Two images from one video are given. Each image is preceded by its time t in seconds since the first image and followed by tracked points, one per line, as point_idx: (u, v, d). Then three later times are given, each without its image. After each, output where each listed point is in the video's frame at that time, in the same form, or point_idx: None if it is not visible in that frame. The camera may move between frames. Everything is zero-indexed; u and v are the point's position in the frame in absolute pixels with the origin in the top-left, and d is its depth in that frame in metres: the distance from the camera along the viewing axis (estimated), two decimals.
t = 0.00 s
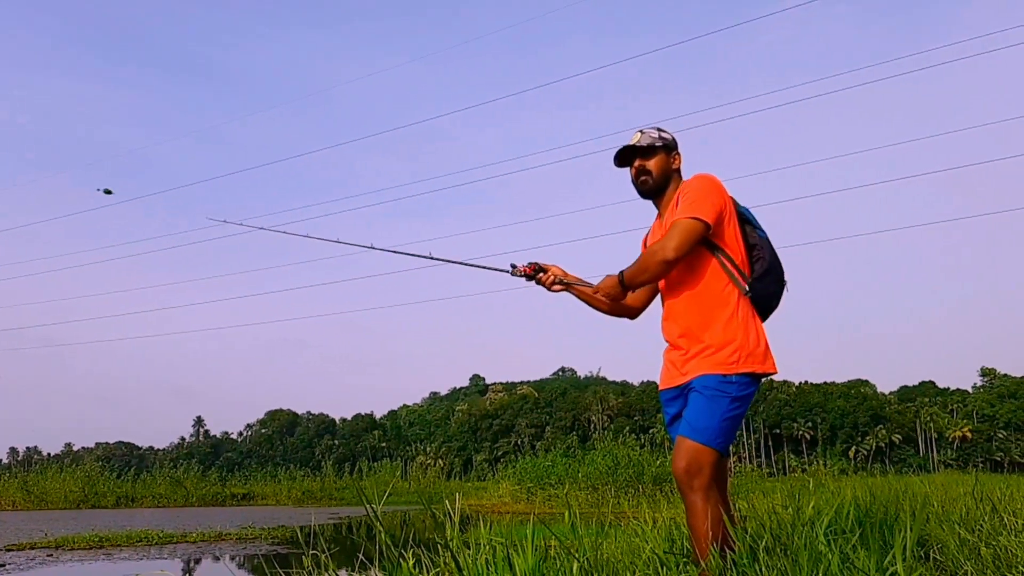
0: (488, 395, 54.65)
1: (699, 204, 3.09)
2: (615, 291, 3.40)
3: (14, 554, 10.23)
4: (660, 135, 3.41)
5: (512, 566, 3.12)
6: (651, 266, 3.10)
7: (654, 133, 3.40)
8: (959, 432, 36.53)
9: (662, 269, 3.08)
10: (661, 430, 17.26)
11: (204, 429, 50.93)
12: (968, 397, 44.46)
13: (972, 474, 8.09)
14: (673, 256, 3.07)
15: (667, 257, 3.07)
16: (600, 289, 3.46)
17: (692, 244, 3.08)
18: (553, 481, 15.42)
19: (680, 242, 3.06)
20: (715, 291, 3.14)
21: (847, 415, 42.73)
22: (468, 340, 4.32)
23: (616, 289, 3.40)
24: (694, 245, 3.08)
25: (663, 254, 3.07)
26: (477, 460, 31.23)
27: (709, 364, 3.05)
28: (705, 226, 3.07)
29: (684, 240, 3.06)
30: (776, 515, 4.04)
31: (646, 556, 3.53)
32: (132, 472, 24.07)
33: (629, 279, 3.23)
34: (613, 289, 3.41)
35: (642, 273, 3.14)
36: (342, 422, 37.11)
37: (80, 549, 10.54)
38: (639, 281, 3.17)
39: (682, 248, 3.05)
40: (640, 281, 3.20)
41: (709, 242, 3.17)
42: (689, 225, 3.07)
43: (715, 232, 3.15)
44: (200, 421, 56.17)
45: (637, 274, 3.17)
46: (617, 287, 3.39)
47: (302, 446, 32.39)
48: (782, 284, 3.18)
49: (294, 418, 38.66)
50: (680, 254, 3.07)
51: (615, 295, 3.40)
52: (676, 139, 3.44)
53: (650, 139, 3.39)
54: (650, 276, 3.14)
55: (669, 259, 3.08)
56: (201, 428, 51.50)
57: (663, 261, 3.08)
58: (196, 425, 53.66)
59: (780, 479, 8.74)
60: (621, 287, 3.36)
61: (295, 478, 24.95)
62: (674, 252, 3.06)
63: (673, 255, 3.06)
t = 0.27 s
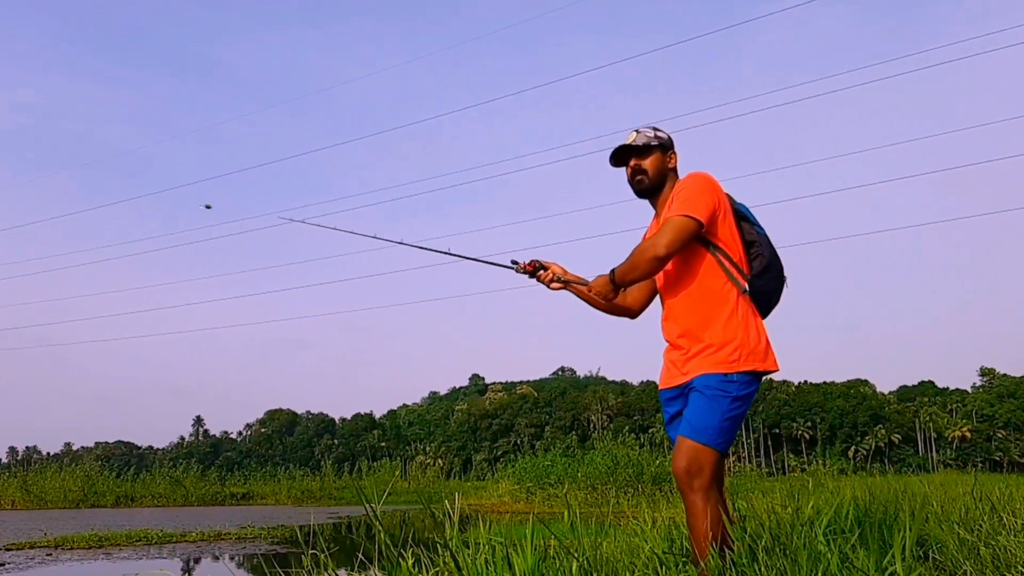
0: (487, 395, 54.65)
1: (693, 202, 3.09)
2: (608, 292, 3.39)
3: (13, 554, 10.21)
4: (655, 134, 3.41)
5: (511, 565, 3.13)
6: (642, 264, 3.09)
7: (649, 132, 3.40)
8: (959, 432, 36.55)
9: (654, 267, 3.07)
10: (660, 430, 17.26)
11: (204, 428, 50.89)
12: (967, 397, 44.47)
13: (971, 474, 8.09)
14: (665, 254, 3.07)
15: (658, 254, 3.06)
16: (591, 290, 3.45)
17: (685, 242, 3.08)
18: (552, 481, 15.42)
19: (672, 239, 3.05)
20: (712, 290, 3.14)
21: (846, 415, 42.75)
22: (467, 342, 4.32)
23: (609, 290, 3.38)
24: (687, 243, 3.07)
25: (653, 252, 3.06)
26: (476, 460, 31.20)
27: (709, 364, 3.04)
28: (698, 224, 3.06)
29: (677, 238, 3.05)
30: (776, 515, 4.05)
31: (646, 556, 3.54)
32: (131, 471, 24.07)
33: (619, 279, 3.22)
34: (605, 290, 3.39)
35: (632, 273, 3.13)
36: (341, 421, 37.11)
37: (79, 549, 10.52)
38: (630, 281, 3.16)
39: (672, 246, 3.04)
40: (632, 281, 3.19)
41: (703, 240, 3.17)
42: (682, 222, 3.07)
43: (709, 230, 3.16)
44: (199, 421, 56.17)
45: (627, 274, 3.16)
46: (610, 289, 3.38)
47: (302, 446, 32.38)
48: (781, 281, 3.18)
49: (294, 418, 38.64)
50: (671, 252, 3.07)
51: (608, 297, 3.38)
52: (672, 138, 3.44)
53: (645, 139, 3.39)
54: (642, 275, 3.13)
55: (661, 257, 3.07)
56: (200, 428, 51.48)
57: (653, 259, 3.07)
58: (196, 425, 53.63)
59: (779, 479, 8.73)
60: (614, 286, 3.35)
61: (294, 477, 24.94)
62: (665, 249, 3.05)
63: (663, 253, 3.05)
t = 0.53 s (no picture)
0: (486, 396, 54.67)
1: (686, 200, 3.09)
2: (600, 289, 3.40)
3: (11, 554, 10.21)
4: (651, 134, 3.41)
5: (510, 565, 3.13)
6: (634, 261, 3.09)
7: (645, 133, 3.40)
8: (957, 432, 36.58)
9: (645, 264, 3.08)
10: (658, 430, 17.27)
11: (202, 429, 50.87)
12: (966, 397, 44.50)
13: (971, 474, 8.08)
14: (656, 251, 3.07)
15: (648, 250, 3.06)
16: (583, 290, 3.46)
17: (677, 238, 3.08)
18: (551, 481, 15.43)
19: (663, 235, 3.05)
20: (709, 287, 3.14)
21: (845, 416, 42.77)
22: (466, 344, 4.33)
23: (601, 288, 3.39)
24: (677, 239, 3.07)
25: (642, 249, 3.06)
26: (475, 461, 31.20)
27: (709, 363, 3.05)
28: (690, 222, 3.06)
29: (668, 235, 3.06)
30: (775, 515, 4.05)
31: (645, 556, 3.54)
32: (129, 471, 24.06)
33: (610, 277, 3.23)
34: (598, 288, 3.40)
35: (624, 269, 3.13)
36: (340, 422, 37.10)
37: (78, 549, 10.53)
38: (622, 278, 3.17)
39: (663, 243, 3.05)
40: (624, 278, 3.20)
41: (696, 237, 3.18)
42: (674, 220, 3.07)
43: (704, 227, 3.16)
44: (197, 421, 56.16)
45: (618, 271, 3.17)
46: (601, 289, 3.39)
47: (300, 446, 32.37)
48: (781, 277, 3.19)
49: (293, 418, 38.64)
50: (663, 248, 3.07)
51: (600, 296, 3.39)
52: (668, 138, 3.44)
53: (641, 138, 3.39)
54: (634, 272, 3.14)
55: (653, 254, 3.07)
56: (199, 428, 51.49)
57: (643, 254, 3.07)
58: (195, 425, 53.60)
59: (779, 479, 8.72)
60: (608, 285, 3.36)
61: (293, 478, 24.93)
62: (656, 245, 3.05)
63: (653, 248, 3.05)
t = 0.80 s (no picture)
0: (485, 396, 54.65)
1: (681, 197, 3.09)
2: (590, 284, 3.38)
3: (10, 553, 10.22)
4: (647, 134, 3.41)
5: (510, 565, 3.13)
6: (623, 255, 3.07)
7: (640, 133, 3.40)
8: (956, 432, 36.62)
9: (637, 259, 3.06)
10: (657, 430, 17.27)
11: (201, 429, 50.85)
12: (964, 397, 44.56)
13: (970, 475, 8.08)
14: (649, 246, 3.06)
15: (639, 244, 3.04)
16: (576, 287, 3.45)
17: (670, 235, 3.08)
18: (550, 481, 15.43)
19: (656, 230, 3.04)
20: (706, 286, 3.14)
21: (844, 416, 42.78)
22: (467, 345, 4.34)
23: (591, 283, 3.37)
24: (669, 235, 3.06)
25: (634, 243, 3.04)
26: (474, 461, 31.18)
27: (710, 361, 3.04)
28: (683, 218, 3.06)
29: (661, 231, 3.05)
30: (773, 515, 4.05)
31: (643, 556, 3.54)
32: (128, 471, 24.05)
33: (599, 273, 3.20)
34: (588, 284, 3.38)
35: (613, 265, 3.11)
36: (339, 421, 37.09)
37: (77, 549, 10.54)
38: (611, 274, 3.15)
39: (654, 237, 3.03)
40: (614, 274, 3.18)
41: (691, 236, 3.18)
42: (667, 216, 3.07)
43: (699, 224, 3.15)
44: (196, 421, 56.18)
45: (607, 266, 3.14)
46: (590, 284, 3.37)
47: (299, 446, 32.36)
48: (781, 275, 3.19)
49: (292, 418, 38.63)
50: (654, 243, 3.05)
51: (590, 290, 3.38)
52: (664, 138, 3.44)
53: (637, 138, 3.39)
54: (625, 267, 3.12)
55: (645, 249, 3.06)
56: (198, 428, 51.49)
57: (635, 247, 3.05)
58: (194, 425, 53.58)
59: (778, 479, 8.72)
60: (601, 281, 3.34)
61: (292, 477, 24.92)
62: (647, 239, 3.03)
63: (646, 242, 3.03)
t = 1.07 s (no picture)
0: (483, 396, 54.64)
1: (676, 192, 3.09)
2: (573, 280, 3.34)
3: (8, 553, 10.22)
4: (642, 133, 3.41)
5: (508, 565, 3.13)
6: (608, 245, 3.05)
7: (635, 132, 3.40)
8: (953, 432, 36.67)
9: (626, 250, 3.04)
10: (655, 430, 17.28)
11: (198, 428, 50.80)
12: (961, 397, 44.68)
13: (966, 475, 8.10)
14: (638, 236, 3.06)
15: (629, 231, 3.03)
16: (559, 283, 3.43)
17: (662, 228, 3.08)
18: (548, 480, 15.44)
19: (647, 221, 3.04)
20: (702, 282, 3.15)
21: (841, 416, 42.87)
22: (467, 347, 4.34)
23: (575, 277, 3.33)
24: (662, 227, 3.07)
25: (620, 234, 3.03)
26: (472, 461, 31.17)
27: (709, 360, 3.04)
28: (675, 212, 3.07)
29: (653, 222, 3.05)
30: (771, 515, 4.05)
31: (641, 556, 3.54)
32: (125, 470, 24.02)
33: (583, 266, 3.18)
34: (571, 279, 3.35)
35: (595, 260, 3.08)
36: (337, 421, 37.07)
37: (74, 548, 10.53)
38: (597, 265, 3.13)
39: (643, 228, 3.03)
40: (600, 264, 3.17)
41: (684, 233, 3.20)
42: (659, 208, 3.07)
43: (693, 219, 3.16)
44: (194, 420, 56.22)
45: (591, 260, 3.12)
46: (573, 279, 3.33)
47: (297, 446, 32.34)
48: (779, 271, 3.18)
49: (289, 417, 38.60)
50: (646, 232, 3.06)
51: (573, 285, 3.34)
52: (659, 137, 3.44)
53: (632, 137, 3.39)
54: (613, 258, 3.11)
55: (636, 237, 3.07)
56: (196, 428, 51.43)
57: (624, 236, 3.04)
58: (192, 425, 53.53)
59: (775, 479, 8.74)
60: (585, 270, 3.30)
61: (289, 477, 24.90)
62: (637, 227, 3.02)
63: (635, 230, 3.03)
